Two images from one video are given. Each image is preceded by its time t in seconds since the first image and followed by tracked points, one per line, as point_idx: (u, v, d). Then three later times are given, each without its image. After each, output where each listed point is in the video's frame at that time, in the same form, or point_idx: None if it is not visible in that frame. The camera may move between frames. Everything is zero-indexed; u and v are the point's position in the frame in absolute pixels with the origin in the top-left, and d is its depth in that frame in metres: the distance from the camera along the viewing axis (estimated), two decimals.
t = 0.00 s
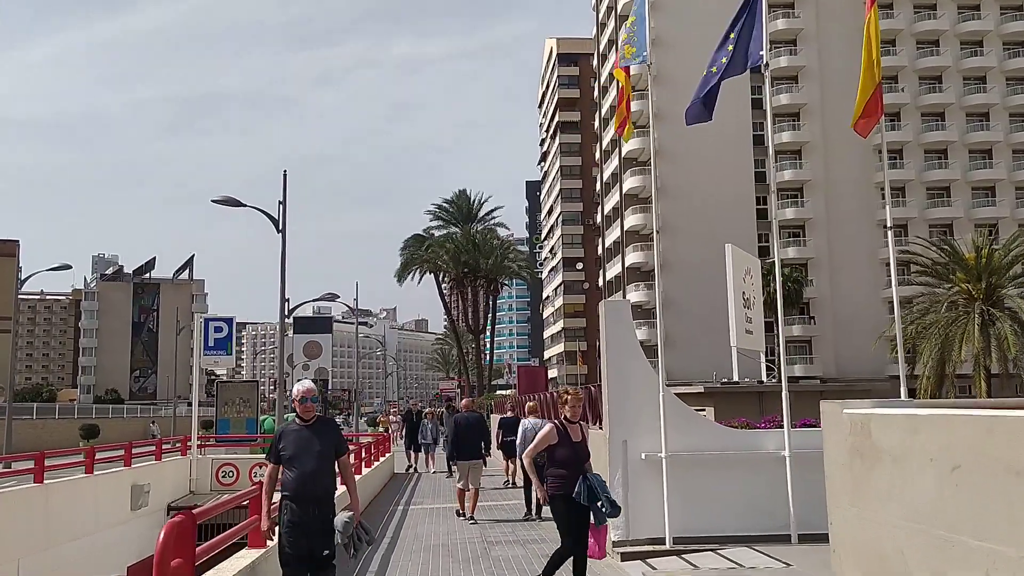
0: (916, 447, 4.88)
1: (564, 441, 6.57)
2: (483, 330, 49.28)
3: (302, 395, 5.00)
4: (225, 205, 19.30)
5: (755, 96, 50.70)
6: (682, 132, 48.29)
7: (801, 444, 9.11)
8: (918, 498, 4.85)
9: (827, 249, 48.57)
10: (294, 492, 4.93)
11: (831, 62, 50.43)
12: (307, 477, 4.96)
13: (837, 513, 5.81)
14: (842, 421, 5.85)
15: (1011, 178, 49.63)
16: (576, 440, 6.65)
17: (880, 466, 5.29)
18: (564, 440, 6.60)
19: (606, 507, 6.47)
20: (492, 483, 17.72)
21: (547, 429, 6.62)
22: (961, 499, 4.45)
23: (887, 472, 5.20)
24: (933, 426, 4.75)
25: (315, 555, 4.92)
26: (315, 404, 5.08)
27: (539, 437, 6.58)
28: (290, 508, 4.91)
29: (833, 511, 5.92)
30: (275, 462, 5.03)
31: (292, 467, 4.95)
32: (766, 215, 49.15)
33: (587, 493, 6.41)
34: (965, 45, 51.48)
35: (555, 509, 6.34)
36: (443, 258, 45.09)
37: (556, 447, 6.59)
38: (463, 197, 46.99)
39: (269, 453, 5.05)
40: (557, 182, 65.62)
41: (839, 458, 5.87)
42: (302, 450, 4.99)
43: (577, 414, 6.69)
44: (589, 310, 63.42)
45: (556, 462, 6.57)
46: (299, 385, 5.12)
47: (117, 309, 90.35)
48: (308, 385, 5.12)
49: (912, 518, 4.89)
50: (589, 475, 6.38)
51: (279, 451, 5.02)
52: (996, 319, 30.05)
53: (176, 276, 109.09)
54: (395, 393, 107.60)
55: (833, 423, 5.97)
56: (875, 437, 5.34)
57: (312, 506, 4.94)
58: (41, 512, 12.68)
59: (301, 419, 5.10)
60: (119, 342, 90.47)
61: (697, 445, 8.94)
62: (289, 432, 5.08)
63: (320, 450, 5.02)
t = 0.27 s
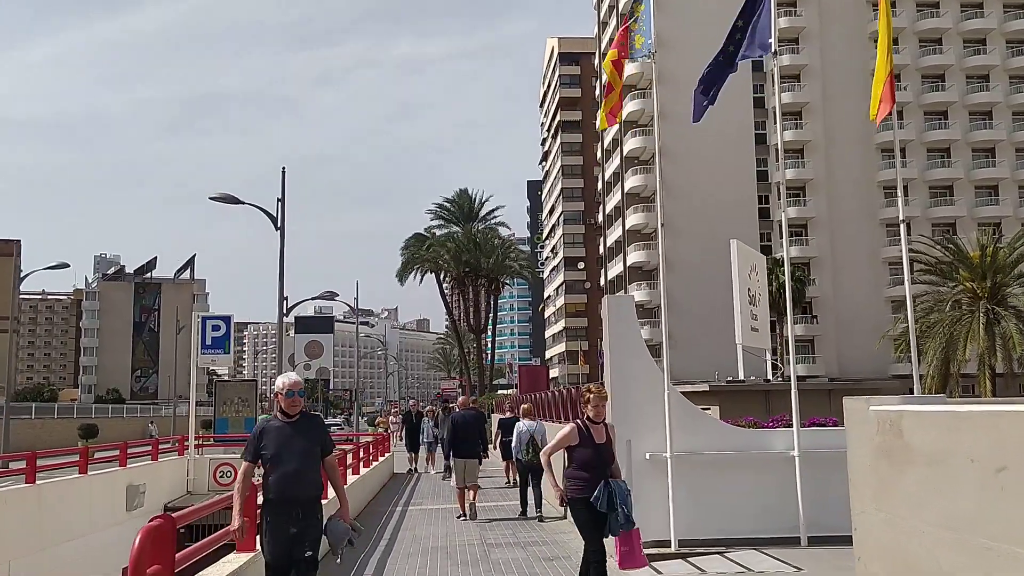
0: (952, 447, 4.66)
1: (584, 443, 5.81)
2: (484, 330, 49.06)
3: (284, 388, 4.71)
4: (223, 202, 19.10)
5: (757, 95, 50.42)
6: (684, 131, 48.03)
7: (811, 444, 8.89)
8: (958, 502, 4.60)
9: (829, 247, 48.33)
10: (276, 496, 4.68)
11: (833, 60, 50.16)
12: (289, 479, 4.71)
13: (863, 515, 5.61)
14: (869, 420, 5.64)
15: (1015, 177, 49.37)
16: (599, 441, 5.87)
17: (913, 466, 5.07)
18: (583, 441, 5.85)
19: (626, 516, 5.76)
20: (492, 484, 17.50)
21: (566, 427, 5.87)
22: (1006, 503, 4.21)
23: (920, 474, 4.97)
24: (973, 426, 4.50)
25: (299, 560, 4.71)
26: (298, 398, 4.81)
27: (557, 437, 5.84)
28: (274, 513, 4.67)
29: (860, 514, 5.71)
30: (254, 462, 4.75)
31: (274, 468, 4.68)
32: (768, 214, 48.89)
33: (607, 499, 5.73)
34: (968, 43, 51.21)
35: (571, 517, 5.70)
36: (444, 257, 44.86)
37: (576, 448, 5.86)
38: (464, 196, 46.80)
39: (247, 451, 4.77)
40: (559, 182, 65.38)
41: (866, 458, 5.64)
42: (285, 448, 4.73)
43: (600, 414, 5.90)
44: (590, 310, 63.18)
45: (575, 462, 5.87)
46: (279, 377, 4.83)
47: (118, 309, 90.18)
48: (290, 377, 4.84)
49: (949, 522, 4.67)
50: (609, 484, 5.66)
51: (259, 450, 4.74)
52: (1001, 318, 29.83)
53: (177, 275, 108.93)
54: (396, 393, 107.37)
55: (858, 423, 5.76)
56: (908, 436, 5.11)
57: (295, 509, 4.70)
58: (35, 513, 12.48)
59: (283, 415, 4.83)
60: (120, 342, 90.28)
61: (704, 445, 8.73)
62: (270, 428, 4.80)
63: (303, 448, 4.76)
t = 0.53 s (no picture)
0: (992, 458, 4.80)
1: (605, 450, 5.48)
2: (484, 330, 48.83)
3: (271, 392, 4.46)
4: (220, 199, 18.85)
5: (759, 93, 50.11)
6: (685, 130, 47.78)
7: (818, 448, 8.64)
8: (993, 513, 4.75)
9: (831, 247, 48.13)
10: (255, 512, 4.40)
11: (835, 59, 49.83)
12: (270, 494, 4.42)
13: (894, 528, 5.73)
14: (895, 425, 5.81)
15: (1018, 176, 49.07)
16: (622, 447, 5.54)
17: (946, 475, 5.22)
18: (605, 448, 5.52)
19: (659, 525, 5.37)
20: (491, 485, 17.32)
21: (585, 434, 5.54)
22: None
23: (954, 484, 5.14)
24: (1010, 437, 4.64)
25: None
26: (286, 405, 4.54)
27: (576, 444, 5.51)
28: (254, 531, 4.38)
29: (883, 523, 5.92)
30: (236, 471, 4.50)
31: (256, 480, 4.42)
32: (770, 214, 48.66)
33: (635, 509, 5.38)
34: (970, 41, 50.91)
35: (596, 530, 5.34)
36: (444, 257, 44.61)
37: (597, 456, 5.52)
38: (465, 196, 46.55)
39: (228, 459, 4.52)
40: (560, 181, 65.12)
41: (892, 468, 5.82)
42: (268, 458, 4.46)
43: (619, 419, 5.57)
44: (590, 310, 62.90)
45: (597, 471, 5.53)
46: (269, 380, 4.57)
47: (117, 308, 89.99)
48: (280, 381, 4.58)
49: (988, 534, 4.81)
50: (638, 491, 5.32)
51: (241, 458, 4.49)
52: (1006, 318, 29.58)
53: (176, 275, 108.99)
54: (396, 394, 107.15)
55: (882, 431, 5.95)
56: (940, 446, 5.27)
57: (277, 526, 4.41)
58: (28, 517, 12.26)
59: (270, 422, 4.56)
60: (121, 342, 90.11)
61: (707, 447, 8.51)
62: (255, 435, 4.53)
63: (290, 458, 4.48)
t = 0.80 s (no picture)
0: None
1: (629, 448, 5.01)
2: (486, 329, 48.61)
3: (255, 387, 4.25)
4: (217, 196, 18.61)
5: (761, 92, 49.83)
6: (687, 128, 47.52)
7: (830, 447, 8.43)
8: None
9: (834, 246, 47.92)
10: (241, 514, 4.18)
11: (838, 57, 49.56)
12: (256, 494, 4.19)
13: (934, 532, 5.64)
14: (936, 422, 5.69)
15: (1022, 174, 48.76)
16: (649, 444, 5.07)
17: (994, 475, 5.09)
18: (629, 444, 5.04)
19: (690, 528, 4.90)
20: (492, 485, 17.13)
21: (607, 429, 5.07)
22: None
23: (1004, 483, 4.99)
24: None
25: None
26: (274, 398, 4.32)
27: (596, 440, 5.04)
28: (239, 534, 4.17)
29: (920, 526, 5.82)
30: (221, 469, 4.31)
31: (240, 478, 4.20)
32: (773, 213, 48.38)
33: (662, 513, 4.92)
34: (974, 40, 50.62)
35: (617, 536, 4.89)
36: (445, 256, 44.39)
37: (619, 454, 5.06)
38: (466, 195, 46.33)
39: (214, 456, 4.32)
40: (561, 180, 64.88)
41: (932, 467, 5.72)
42: (253, 453, 4.23)
43: (645, 413, 5.10)
44: (592, 309, 62.66)
45: (619, 470, 5.07)
46: (257, 371, 4.36)
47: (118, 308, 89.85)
48: (268, 373, 4.37)
49: None
50: (665, 492, 4.86)
51: (226, 456, 4.28)
52: (1011, 316, 29.26)
53: (177, 275, 108.90)
54: (398, 393, 106.99)
55: (921, 428, 5.82)
56: (988, 443, 5.13)
57: (263, 529, 4.19)
58: (22, 519, 12.06)
59: (257, 417, 4.35)
60: (122, 342, 89.99)
61: (715, 447, 8.33)
62: (242, 430, 4.32)
63: (278, 457, 4.24)
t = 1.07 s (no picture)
0: None
1: (665, 462, 4.41)
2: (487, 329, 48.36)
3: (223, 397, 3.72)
4: (215, 194, 18.36)
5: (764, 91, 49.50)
6: (689, 127, 47.25)
7: (844, 451, 8.14)
8: None
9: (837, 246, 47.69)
10: (212, 544, 3.66)
11: (842, 55, 49.27)
12: (228, 521, 3.66)
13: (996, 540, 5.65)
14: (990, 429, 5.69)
15: None
16: (689, 459, 4.47)
17: None
18: (665, 461, 4.44)
19: (726, 557, 4.37)
20: (492, 486, 16.91)
21: (642, 438, 4.48)
22: None
23: None
24: None
25: None
26: (246, 410, 3.79)
27: (629, 450, 4.46)
28: (209, 567, 3.65)
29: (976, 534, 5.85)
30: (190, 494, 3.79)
31: (211, 504, 3.68)
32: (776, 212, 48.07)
33: (694, 538, 4.38)
34: (978, 38, 50.32)
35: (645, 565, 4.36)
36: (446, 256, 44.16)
37: (653, 468, 4.48)
38: (467, 195, 46.09)
39: (182, 477, 3.80)
40: (563, 180, 64.59)
41: (989, 474, 5.72)
42: (225, 473, 3.70)
43: (685, 426, 4.49)
44: (594, 309, 62.34)
45: (654, 487, 4.49)
46: (226, 381, 3.84)
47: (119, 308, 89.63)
48: (240, 382, 3.85)
49: None
50: (697, 518, 4.29)
51: (195, 478, 3.76)
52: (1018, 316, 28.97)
53: (178, 274, 108.75)
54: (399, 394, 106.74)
55: (975, 435, 5.79)
56: None
57: (238, 560, 3.66)
58: (15, 523, 11.83)
59: (227, 433, 3.82)
60: (123, 341, 89.80)
61: (724, 449, 8.03)
62: (211, 447, 3.79)
63: (253, 478, 3.71)
